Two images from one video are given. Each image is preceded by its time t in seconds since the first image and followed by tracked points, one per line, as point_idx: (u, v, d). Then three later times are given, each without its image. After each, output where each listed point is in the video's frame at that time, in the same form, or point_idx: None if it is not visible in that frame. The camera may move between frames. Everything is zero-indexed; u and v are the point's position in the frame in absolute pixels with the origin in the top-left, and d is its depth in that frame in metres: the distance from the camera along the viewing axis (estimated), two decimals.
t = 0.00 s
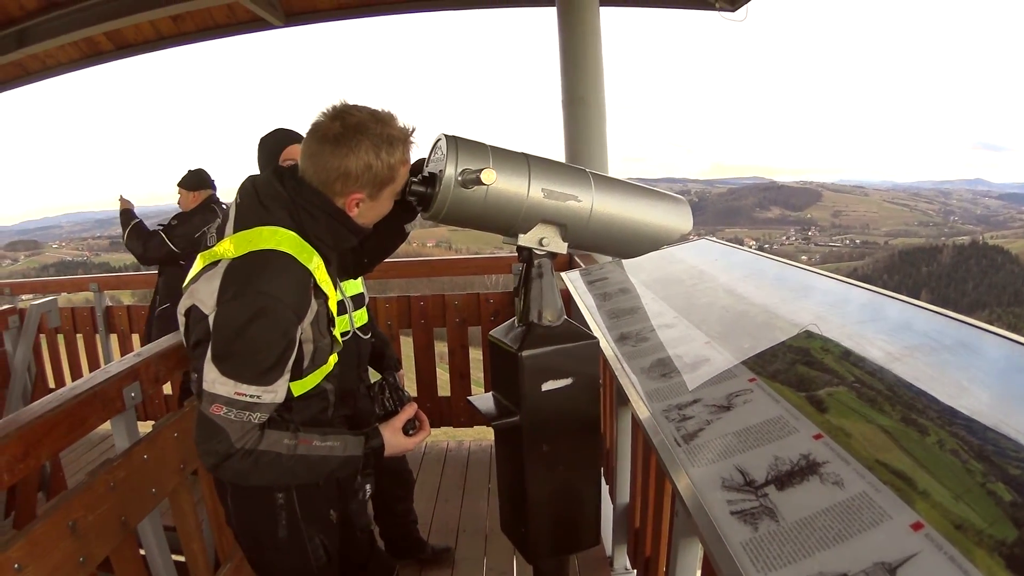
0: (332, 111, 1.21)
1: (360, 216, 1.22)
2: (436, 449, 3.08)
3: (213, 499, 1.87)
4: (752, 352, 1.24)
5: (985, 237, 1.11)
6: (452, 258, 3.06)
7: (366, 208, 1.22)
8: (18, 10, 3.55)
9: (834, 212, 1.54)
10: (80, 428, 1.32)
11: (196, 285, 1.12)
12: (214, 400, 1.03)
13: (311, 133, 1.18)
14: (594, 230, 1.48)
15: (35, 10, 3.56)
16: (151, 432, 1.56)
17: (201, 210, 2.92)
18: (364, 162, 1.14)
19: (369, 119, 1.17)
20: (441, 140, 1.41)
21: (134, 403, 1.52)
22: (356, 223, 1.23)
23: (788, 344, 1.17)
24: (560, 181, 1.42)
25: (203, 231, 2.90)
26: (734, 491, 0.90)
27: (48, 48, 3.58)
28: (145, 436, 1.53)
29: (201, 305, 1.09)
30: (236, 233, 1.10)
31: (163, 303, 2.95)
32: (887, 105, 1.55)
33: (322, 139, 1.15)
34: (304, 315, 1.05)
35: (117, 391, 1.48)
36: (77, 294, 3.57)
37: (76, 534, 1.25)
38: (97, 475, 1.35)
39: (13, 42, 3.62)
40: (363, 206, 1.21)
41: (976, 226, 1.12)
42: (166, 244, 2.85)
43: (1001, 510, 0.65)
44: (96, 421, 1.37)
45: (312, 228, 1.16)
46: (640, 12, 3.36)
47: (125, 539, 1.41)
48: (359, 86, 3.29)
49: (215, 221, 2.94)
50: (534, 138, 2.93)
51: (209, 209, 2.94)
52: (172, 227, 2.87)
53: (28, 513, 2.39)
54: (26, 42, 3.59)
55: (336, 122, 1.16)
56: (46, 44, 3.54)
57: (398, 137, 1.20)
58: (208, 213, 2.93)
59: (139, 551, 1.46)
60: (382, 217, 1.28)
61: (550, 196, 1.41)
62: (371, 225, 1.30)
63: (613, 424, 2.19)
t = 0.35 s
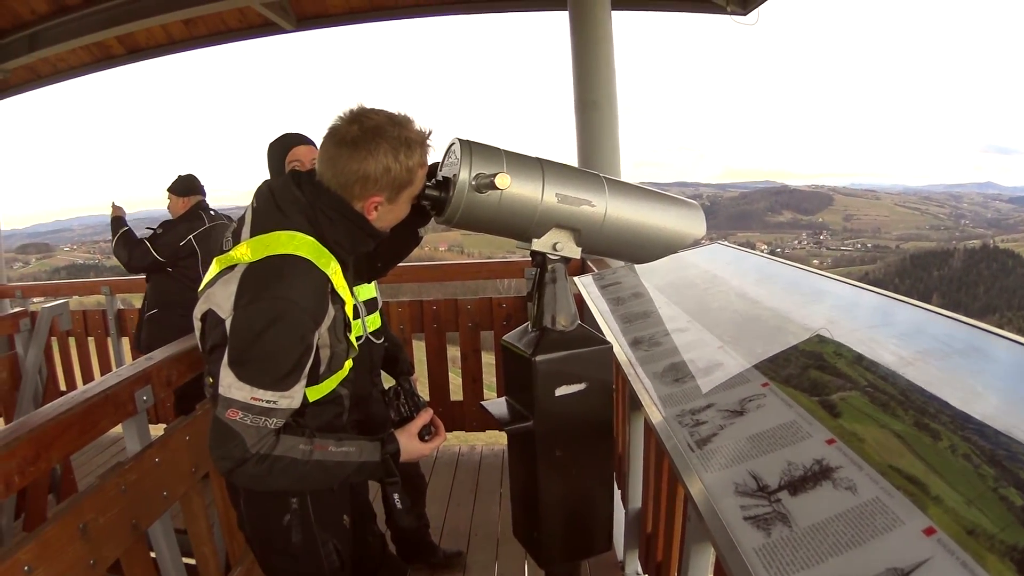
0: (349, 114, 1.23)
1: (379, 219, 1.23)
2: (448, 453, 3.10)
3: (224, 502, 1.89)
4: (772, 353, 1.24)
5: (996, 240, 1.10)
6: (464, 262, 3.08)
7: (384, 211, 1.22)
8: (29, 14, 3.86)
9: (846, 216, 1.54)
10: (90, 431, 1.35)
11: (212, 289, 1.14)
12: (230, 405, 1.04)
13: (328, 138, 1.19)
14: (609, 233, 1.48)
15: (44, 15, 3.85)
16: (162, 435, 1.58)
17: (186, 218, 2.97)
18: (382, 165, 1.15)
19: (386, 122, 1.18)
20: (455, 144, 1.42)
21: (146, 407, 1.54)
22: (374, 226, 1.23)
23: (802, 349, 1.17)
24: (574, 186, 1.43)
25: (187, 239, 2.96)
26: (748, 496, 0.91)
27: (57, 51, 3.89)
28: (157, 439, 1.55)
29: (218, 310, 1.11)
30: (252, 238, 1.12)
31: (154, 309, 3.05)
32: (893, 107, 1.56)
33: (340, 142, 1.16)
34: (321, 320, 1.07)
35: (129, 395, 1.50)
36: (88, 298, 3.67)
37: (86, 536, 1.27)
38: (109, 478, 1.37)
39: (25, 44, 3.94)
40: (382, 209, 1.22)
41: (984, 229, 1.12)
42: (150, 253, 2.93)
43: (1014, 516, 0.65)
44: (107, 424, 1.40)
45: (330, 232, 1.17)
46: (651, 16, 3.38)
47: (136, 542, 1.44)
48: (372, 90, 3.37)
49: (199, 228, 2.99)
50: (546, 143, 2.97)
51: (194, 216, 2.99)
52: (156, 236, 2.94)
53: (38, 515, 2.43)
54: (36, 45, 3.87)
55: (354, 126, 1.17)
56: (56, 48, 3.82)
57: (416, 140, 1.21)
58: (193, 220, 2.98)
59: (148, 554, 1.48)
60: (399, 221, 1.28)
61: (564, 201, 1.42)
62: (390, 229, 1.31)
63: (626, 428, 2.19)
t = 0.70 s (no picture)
0: (372, 117, 1.25)
1: (403, 222, 1.25)
2: (463, 458, 3.12)
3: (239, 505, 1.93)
4: (792, 356, 1.25)
5: (1008, 247, 1.11)
6: (479, 268, 3.09)
7: (407, 214, 1.25)
8: (45, 16, 4.18)
9: (860, 223, 1.55)
10: (105, 434, 1.38)
11: (234, 292, 1.15)
12: (248, 409, 1.05)
13: (352, 142, 1.21)
14: (628, 239, 1.49)
15: (58, 16, 4.14)
16: (177, 439, 1.62)
17: (182, 221, 3.03)
18: (406, 167, 1.18)
19: (410, 125, 1.21)
20: (476, 149, 1.42)
21: (162, 410, 1.58)
22: (397, 230, 1.26)
23: (818, 356, 1.17)
24: (594, 194, 1.43)
25: (181, 241, 3.01)
26: (766, 503, 0.92)
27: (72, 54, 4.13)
28: (171, 443, 1.59)
29: (239, 313, 1.12)
30: (274, 241, 1.13)
31: (146, 310, 3.07)
32: (898, 109, 1.59)
33: (365, 145, 1.19)
34: (344, 325, 1.08)
35: (144, 398, 1.53)
36: (101, 299, 3.80)
37: (99, 539, 1.30)
38: (122, 481, 1.40)
39: (42, 46, 4.18)
40: (405, 211, 1.24)
41: (996, 236, 1.13)
42: (143, 255, 2.98)
43: None
44: (123, 427, 1.43)
45: (353, 238, 1.18)
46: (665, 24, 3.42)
47: (149, 545, 1.46)
48: (387, 95, 3.46)
49: (194, 231, 3.04)
50: (561, 148, 3.00)
51: (189, 219, 3.04)
52: (150, 238, 2.99)
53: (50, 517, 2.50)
54: (51, 46, 4.14)
55: (378, 128, 1.20)
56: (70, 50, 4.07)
57: (438, 143, 1.24)
58: (188, 223, 3.03)
59: (161, 557, 1.50)
60: (422, 224, 1.30)
61: (584, 207, 1.42)
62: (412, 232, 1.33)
63: (641, 435, 2.19)
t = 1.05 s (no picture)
0: (393, 119, 1.27)
1: (425, 223, 1.27)
2: (480, 463, 3.14)
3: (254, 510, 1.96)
4: (808, 362, 1.25)
5: (1019, 250, 1.11)
6: (493, 272, 3.11)
7: (429, 216, 1.26)
8: (58, 20, 4.25)
9: (874, 227, 1.55)
10: (119, 439, 1.40)
11: (256, 295, 1.17)
12: (269, 413, 1.06)
13: (373, 145, 1.24)
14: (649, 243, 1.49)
15: (71, 19, 4.20)
16: (194, 444, 1.65)
17: (182, 226, 3.15)
18: (427, 167, 1.20)
19: (430, 125, 1.23)
20: (499, 152, 1.43)
21: (178, 415, 1.60)
22: (420, 232, 1.27)
23: (834, 360, 1.17)
24: (615, 199, 1.44)
25: (180, 246, 3.13)
26: (787, 509, 0.92)
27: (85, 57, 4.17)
28: (187, 447, 1.62)
29: (262, 316, 1.14)
30: (296, 245, 1.16)
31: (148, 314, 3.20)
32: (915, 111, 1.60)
33: (387, 146, 1.21)
34: (366, 329, 1.09)
35: (160, 402, 1.56)
36: (115, 302, 3.93)
37: (114, 544, 1.32)
38: (138, 486, 1.43)
39: (55, 49, 4.25)
40: (427, 212, 1.26)
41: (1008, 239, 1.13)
42: (143, 260, 3.08)
43: None
44: (138, 432, 1.46)
45: (377, 241, 1.20)
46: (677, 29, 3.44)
47: (164, 549, 1.49)
48: (403, 99, 3.49)
49: (193, 236, 3.16)
50: (577, 151, 3.00)
51: (190, 224, 3.17)
52: (150, 243, 3.10)
53: (63, 522, 2.54)
54: (65, 50, 4.20)
55: (399, 129, 1.22)
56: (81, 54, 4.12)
57: (459, 143, 1.26)
58: (188, 228, 3.15)
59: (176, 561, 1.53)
60: (444, 226, 1.32)
61: (606, 213, 1.43)
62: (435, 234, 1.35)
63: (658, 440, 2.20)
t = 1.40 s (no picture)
0: (424, 126, 1.31)
1: (455, 229, 1.30)
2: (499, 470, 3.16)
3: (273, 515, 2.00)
4: (834, 368, 1.26)
5: None
6: (512, 279, 3.14)
7: (458, 221, 1.30)
8: (78, 22, 4.45)
9: (890, 237, 1.56)
10: (141, 443, 1.43)
11: (286, 301, 1.19)
12: (298, 419, 1.09)
13: (404, 150, 1.27)
14: (674, 251, 1.50)
15: (92, 21, 4.40)
16: (214, 449, 1.68)
17: (187, 233, 3.27)
18: (458, 173, 1.23)
19: (462, 132, 1.27)
20: (527, 160, 1.45)
21: (198, 419, 1.63)
22: (449, 237, 1.31)
23: (852, 370, 1.19)
24: (641, 208, 1.46)
25: (186, 252, 3.24)
26: (810, 520, 0.93)
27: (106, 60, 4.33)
28: (207, 452, 1.65)
29: (290, 322, 1.15)
30: (325, 252, 1.18)
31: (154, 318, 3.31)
32: (923, 113, 1.63)
33: (419, 153, 1.24)
34: (396, 337, 1.12)
35: (182, 407, 1.59)
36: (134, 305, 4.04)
37: (133, 547, 1.35)
38: (159, 489, 1.46)
39: (76, 53, 4.43)
40: (457, 218, 1.29)
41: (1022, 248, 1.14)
42: (150, 265, 3.20)
43: None
44: (161, 435, 1.49)
45: (408, 250, 1.22)
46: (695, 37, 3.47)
47: (183, 553, 1.52)
48: (426, 108, 3.57)
49: (198, 242, 3.28)
50: (597, 158, 3.04)
51: (195, 230, 3.29)
52: (156, 249, 3.22)
53: (77, 526, 2.58)
54: (84, 53, 4.39)
55: (430, 136, 1.26)
56: (104, 56, 4.28)
57: (489, 149, 1.29)
58: (194, 234, 3.27)
59: (195, 565, 1.57)
60: (472, 231, 1.35)
61: (633, 223, 1.45)
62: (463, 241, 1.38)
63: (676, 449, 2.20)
